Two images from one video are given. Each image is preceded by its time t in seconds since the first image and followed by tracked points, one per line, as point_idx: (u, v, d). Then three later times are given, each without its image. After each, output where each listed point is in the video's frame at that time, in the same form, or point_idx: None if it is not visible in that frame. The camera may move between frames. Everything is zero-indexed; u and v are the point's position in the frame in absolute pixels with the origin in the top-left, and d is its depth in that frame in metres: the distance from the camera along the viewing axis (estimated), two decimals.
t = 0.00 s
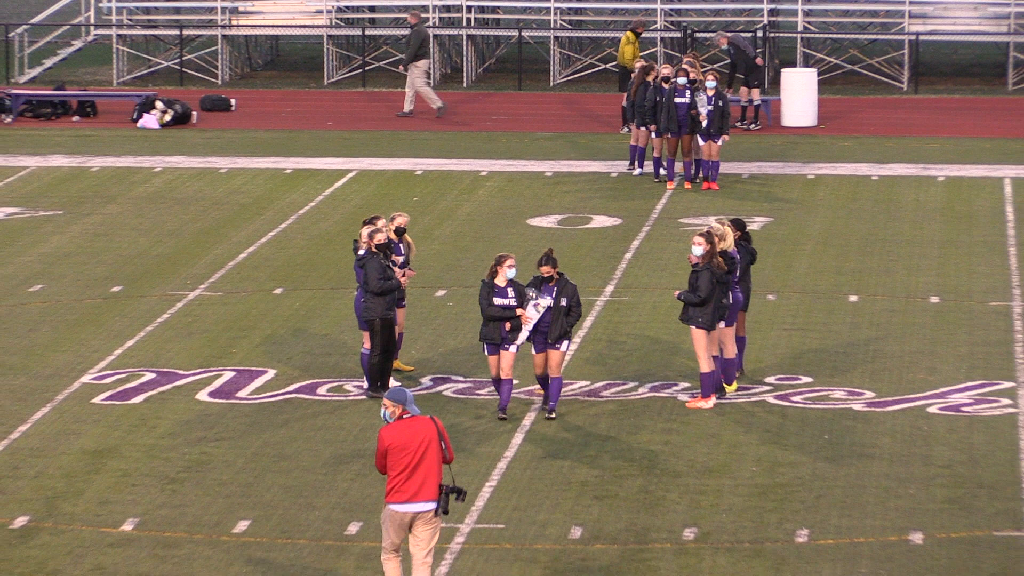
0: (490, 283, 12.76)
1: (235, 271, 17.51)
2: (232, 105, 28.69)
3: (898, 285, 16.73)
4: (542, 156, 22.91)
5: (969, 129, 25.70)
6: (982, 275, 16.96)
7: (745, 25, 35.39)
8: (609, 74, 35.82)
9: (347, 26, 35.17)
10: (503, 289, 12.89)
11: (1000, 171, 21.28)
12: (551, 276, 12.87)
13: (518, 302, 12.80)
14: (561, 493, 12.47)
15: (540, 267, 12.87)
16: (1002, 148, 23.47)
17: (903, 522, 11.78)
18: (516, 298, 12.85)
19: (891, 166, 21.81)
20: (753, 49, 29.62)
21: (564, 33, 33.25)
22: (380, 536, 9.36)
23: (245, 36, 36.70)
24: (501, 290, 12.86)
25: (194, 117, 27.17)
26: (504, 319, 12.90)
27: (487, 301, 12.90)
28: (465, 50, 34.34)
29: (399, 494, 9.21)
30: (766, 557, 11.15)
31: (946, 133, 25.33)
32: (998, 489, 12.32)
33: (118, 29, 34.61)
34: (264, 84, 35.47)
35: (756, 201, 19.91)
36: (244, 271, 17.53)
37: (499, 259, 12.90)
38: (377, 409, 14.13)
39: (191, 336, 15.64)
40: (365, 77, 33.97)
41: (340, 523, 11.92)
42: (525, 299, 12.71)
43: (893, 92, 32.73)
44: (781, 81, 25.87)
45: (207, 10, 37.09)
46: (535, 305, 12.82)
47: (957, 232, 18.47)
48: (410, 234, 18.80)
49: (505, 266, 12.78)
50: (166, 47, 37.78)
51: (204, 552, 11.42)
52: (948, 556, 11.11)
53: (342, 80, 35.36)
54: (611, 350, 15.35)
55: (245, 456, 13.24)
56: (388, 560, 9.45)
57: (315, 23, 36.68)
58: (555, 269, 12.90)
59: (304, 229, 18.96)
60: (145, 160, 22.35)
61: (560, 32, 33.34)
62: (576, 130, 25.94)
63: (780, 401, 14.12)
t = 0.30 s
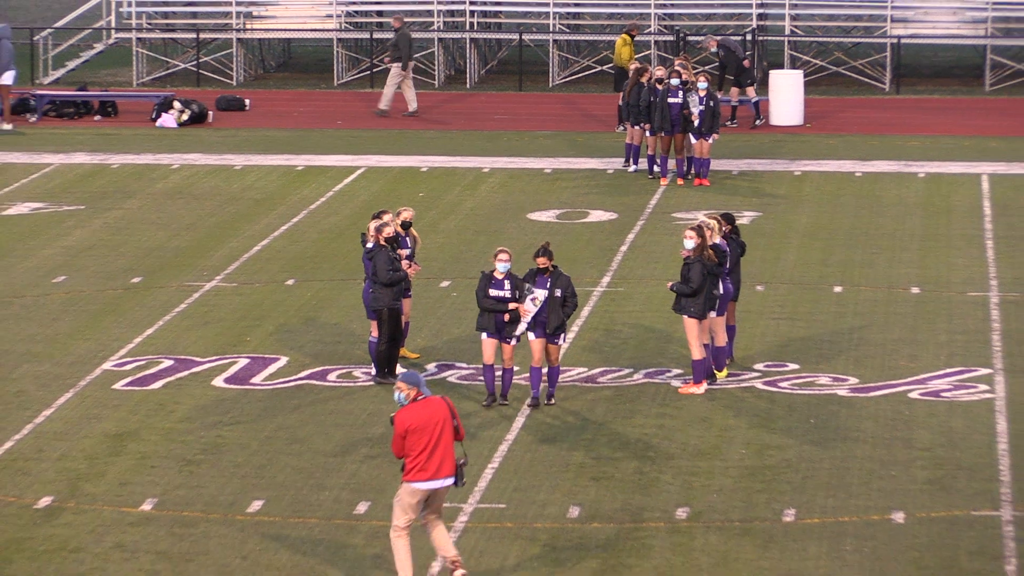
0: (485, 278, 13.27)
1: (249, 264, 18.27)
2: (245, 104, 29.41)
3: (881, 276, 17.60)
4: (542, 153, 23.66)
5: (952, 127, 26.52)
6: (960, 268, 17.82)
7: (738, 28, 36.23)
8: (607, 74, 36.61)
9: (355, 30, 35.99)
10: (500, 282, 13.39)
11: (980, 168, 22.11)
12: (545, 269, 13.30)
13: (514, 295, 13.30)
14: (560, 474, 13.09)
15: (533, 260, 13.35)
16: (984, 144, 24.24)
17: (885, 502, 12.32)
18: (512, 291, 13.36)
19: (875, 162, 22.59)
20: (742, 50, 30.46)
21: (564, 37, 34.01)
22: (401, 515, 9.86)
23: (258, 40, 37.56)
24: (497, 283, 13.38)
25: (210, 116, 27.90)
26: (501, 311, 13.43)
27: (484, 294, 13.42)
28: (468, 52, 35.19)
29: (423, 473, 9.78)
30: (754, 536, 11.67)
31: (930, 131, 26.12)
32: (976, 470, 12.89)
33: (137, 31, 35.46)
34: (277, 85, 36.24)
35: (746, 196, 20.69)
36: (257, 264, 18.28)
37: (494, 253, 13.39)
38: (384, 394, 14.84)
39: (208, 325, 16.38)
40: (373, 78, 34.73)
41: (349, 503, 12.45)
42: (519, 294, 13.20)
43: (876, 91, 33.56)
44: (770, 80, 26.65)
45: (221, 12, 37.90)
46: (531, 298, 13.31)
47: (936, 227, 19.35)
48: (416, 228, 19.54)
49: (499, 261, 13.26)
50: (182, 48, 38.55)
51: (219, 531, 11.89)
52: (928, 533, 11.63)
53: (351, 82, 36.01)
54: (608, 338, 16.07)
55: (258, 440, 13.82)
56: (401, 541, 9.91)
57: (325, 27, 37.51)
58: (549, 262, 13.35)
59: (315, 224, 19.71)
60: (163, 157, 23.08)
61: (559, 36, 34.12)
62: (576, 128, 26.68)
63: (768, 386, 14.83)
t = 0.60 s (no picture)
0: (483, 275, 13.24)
1: (252, 256, 18.40)
2: (248, 98, 29.53)
3: (879, 267, 17.77)
4: (542, 146, 23.78)
5: (949, 120, 26.66)
6: (956, 259, 17.96)
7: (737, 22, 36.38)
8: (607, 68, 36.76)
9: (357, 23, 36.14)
10: (495, 279, 13.38)
11: (976, 160, 22.24)
12: (542, 267, 13.37)
13: (511, 293, 13.32)
14: (560, 463, 13.10)
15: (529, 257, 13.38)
16: (981, 138, 24.37)
17: (883, 492, 12.34)
18: (507, 289, 13.37)
19: (872, 155, 22.71)
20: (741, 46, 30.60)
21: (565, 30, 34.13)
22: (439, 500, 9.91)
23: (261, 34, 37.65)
24: (493, 280, 13.36)
25: (212, 110, 28.01)
26: (496, 308, 13.40)
27: (477, 290, 13.38)
28: (469, 47, 35.32)
29: (466, 457, 9.85)
30: (754, 525, 11.68)
31: (927, 124, 26.25)
32: (974, 460, 12.92)
33: (142, 26, 35.55)
34: (280, 78, 36.37)
35: (745, 188, 20.84)
36: (259, 256, 18.41)
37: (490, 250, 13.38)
38: (385, 384, 14.92)
39: (210, 317, 16.49)
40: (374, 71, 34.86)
41: (351, 493, 12.44)
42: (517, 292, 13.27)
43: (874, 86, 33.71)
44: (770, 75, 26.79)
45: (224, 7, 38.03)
46: (528, 295, 13.39)
47: (933, 219, 19.49)
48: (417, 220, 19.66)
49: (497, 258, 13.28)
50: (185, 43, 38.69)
51: (221, 521, 11.90)
52: (927, 524, 11.66)
53: (352, 75, 36.16)
54: (607, 330, 16.16)
55: (260, 430, 13.82)
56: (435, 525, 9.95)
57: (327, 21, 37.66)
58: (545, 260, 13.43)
59: (316, 216, 19.83)
60: (167, 150, 23.21)
61: (560, 29, 34.24)
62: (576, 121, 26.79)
63: (767, 377, 14.92)
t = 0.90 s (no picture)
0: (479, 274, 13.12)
1: (255, 247, 18.41)
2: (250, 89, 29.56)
3: (882, 258, 17.78)
4: (545, 137, 23.78)
5: (951, 111, 26.65)
6: (959, 250, 17.96)
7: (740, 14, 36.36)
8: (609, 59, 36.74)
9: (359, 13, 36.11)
10: (494, 278, 13.25)
11: (979, 151, 22.23)
12: (540, 266, 13.13)
13: (508, 292, 13.16)
14: (563, 455, 13.09)
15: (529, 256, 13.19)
16: (983, 128, 24.36)
17: (886, 483, 12.35)
18: (506, 287, 13.21)
19: (875, 146, 22.71)
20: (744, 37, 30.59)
21: (568, 20, 34.11)
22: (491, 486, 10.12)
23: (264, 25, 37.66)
24: (491, 278, 13.23)
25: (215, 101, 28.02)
26: (496, 307, 13.25)
27: (476, 289, 13.27)
28: (472, 38, 35.30)
29: (512, 444, 10.09)
30: (757, 517, 11.69)
31: (930, 115, 26.23)
32: (976, 451, 12.92)
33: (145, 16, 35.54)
34: (282, 69, 36.37)
35: (747, 179, 20.84)
36: (262, 247, 18.43)
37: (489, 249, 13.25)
38: (388, 375, 14.93)
39: (213, 308, 16.51)
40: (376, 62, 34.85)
41: (354, 484, 12.45)
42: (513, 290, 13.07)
43: (876, 77, 33.69)
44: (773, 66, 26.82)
45: None
46: (525, 293, 13.17)
47: (936, 210, 19.49)
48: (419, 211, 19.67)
49: (495, 257, 13.13)
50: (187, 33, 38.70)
51: (224, 511, 11.91)
52: (930, 515, 11.67)
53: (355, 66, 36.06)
54: (611, 321, 16.17)
55: (263, 421, 13.82)
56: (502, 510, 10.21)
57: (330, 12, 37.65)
58: (544, 258, 13.20)
59: (319, 207, 19.84)
60: (170, 141, 23.23)
61: (563, 19, 34.22)
62: (579, 112, 26.80)
63: (770, 368, 14.92)
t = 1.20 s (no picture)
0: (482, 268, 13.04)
1: (256, 240, 18.41)
2: (251, 83, 29.58)
3: (883, 251, 17.77)
4: (546, 131, 23.78)
5: (953, 105, 26.63)
6: (960, 243, 17.96)
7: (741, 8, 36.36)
8: (610, 53, 36.74)
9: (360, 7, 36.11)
10: (496, 273, 13.16)
11: (980, 145, 22.21)
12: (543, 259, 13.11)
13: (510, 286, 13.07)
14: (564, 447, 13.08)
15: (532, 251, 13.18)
16: (984, 122, 24.34)
17: (886, 477, 12.35)
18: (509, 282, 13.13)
19: (876, 139, 22.70)
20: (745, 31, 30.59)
21: (569, 14, 34.11)
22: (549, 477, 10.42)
23: (266, 19, 37.68)
24: (493, 273, 13.14)
25: (216, 94, 28.03)
26: (497, 303, 13.17)
27: (477, 284, 13.16)
28: (472, 31, 35.27)
29: (568, 433, 10.37)
30: (758, 510, 11.68)
31: (931, 109, 26.21)
32: (977, 445, 12.92)
33: (146, 10, 35.52)
34: (283, 63, 36.37)
35: (749, 172, 20.83)
36: (264, 240, 18.43)
37: (492, 244, 13.23)
38: (388, 368, 14.92)
39: (214, 301, 16.51)
40: (377, 56, 34.85)
41: (354, 478, 12.44)
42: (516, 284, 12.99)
43: (877, 70, 33.66)
44: (775, 59, 26.83)
45: None
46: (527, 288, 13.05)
47: (937, 203, 19.48)
48: (420, 205, 19.67)
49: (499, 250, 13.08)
50: (189, 27, 38.73)
51: (224, 505, 11.91)
52: (930, 508, 11.66)
53: (356, 60, 36.02)
54: (612, 314, 16.16)
55: (263, 414, 13.82)
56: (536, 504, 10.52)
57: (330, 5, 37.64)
58: (548, 252, 13.21)
59: (320, 201, 19.84)
60: (171, 134, 23.22)
61: (564, 12, 34.22)
62: (580, 105, 26.80)
63: (770, 361, 14.92)
